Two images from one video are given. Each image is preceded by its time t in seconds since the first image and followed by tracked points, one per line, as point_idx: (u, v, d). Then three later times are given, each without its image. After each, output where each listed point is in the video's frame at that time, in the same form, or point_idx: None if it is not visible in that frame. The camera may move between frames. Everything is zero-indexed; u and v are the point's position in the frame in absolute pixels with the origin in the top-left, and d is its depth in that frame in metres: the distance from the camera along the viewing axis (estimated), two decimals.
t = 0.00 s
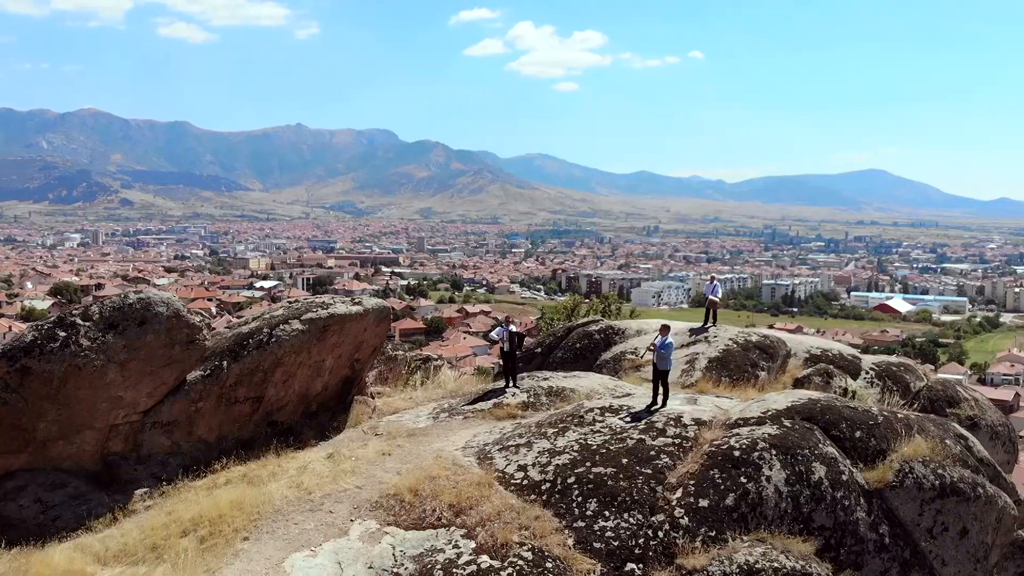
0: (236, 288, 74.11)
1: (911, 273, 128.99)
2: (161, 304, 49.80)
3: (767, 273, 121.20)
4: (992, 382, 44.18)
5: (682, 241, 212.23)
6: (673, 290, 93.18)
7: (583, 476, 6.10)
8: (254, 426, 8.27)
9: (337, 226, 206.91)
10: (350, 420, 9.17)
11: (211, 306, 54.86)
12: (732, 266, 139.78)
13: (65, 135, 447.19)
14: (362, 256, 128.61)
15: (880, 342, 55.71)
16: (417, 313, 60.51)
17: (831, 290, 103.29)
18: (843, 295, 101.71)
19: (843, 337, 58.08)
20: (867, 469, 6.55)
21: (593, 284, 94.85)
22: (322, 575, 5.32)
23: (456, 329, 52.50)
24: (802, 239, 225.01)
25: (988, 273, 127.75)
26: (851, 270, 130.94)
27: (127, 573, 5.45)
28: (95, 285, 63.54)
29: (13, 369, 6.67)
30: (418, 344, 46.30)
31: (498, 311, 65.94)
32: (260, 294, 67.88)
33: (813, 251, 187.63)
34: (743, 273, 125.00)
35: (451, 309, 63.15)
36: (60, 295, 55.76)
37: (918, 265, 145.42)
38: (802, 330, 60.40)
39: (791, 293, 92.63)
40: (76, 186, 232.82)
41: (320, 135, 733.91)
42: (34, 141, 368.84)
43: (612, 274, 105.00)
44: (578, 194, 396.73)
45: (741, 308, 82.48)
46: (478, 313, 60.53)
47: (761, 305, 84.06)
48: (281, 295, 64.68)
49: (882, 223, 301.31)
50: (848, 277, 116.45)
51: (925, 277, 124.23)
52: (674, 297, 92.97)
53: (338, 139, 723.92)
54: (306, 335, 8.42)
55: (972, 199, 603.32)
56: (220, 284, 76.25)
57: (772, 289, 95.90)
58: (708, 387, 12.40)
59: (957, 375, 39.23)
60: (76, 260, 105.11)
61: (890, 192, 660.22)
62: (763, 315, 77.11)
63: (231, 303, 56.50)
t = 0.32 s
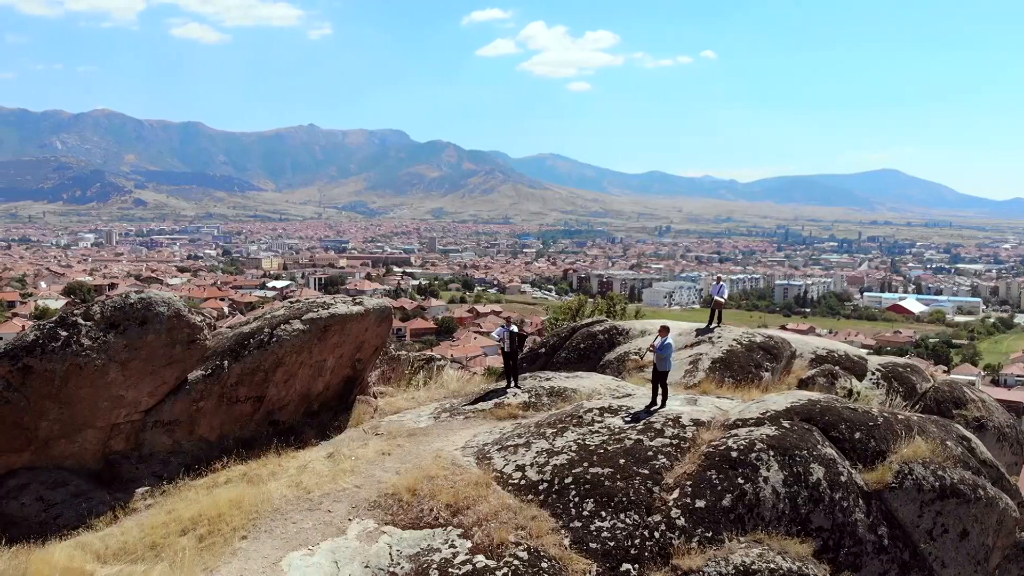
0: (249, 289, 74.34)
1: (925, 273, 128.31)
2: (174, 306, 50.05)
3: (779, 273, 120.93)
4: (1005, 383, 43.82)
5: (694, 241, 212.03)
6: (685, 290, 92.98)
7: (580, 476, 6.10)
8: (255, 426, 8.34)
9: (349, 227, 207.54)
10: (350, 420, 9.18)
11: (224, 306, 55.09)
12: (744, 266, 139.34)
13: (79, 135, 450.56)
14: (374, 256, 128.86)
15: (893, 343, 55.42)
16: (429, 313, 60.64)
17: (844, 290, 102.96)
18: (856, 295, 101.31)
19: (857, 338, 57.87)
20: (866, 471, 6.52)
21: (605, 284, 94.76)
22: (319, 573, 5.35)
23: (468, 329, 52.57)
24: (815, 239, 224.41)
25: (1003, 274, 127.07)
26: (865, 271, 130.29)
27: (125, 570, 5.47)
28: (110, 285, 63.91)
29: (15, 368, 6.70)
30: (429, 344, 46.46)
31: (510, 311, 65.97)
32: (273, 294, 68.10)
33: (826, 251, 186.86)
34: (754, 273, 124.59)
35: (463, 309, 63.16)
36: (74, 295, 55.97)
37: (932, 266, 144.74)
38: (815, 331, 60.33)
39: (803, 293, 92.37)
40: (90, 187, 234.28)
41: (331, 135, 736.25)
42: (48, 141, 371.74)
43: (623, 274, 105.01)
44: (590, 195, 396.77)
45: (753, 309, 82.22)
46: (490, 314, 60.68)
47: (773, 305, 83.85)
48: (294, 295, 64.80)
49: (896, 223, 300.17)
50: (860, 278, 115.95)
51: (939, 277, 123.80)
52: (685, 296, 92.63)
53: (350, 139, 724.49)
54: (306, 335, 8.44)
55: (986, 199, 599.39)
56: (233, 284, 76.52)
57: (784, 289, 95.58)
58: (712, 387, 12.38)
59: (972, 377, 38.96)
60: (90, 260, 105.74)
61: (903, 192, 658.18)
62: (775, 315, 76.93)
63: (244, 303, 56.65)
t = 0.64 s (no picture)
0: (262, 288, 74.64)
1: (939, 274, 127.43)
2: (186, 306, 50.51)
3: (793, 273, 120.39)
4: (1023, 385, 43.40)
5: (707, 241, 211.49)
6: (697, 289, 92.55)
7: (578, 476, 6.11)
8: (257, 425, 8.38)
9: (361, 227, 208.17)
10: (353, 419, 9.22)
11: (237, 306, 55.30)
12: (757, 267, 138.86)
13: (93, 135, 453.77)
14: (386, 256, 129.19)
15: (908, 344, 55.08)
16: (441, 313, 60.79)
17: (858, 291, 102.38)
18: (870, 295, 100.68)
19: (871, 338, 57.53)
20: (866, 472, 6.50)
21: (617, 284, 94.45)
22: (316, 572, 5.36)
23: (480, 329, 52.63)
24: (829, 238, 223.36)
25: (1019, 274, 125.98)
26: (879, 271, 129.46)
27: (125, 567, 5.49)
28: (125, 285, 64.21)
29: (18, 367, 6.74)
30: (441, 344, 46.58)
31: (523, 311, 65.96)
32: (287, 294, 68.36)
33: (840, 251, 185.72)
34: (767, 273, 124.08)
35: (475, 309, 63.17)
36: (89, 295, 56.27)
37: (947, 266, 143.81)
38: (830, 332, 60.04)
39: (816, 294, 91.87)
40: (105, 188, 235.75)
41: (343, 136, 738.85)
42: (63, 140, 374.80)
43: (635, 274, 104.87)
44: (603, 194, 396.31)
45: (766, 309, 81.84)
46: (502, 313, 60.72)
47: (786, 306, 83.47)
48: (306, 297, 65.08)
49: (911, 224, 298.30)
50: (875, 278, 115.19)
51: (954, 277, 122.90)
52: (697, 297, 92.29)
53: (362, 140, 725.06)
54: (307, 335, 8.48)
55: (1001, 199, 594.72)
56: (247, 284, 76.90)
57: (797, 290, 95.03)
58: (715, 387, 12.36)
59: (990, 379, 38.63)
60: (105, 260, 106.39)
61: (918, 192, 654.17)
62: (788, 316, 76.58)
63: (258, 303, 56.88)
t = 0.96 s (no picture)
0: (276, 289, 74.91)
1: (954, 274, 126.59)
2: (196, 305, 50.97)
3: (807, 274, 119.70)
4: None
5: (721, 241, 210.71)
6: (710, 289, 92.24)
7: (576, 476, 6.11)
8: (259, 424, 8.42)
9: (374, 227, 208.65)
10: (356, 418, 9.29)
11: (251, 306, 55.62)
12: (771, 267, 138.35)
13: (109, 137, 456.94)
14: (399, 256, 129.51)
15: (922, 344, 54.71)
16: (453, 313, 60.92)
17: (872, 291, 101.73)
18: (885, 296, 100.08)
19: (886, 339, 57.21)
20: (865, 473, 6.47)
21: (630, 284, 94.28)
22: (315, 570, 5.38)
23: (492, 328, 52.68)
24: (843, 239, 222.17)
25: None
26: (893, 271, 128.72)
27: (125, 565, 5.52)
28: (140, 285, 64.61)
29: (21, 364, 6.79)
30: (453, 343, 46.73)
31: (536, 311, 66.01)
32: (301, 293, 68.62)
33: (854, 251, 184.75)
34: (781, 273, 123.63)
35: (488, 309, 63.20)
36: (103, 294, 56.54)
37: (962, 267, 142.58)
38: (844, 333, 59.78)
39: (830, 295, 91.39)
40: (120, 188, 237.24)
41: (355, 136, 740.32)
42: (79, 141, 377.82)
43: (648, 274, 104.73)
44: (615, 194, 395.59)
45: (779, 310, 81.48)
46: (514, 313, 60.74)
47: (800, 306, 83.11)
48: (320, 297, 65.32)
49: (927, 224, 295.98)
50: (889, 279, 114.51)
51: (969, 278, 121.93)
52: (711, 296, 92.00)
53: (376, 140, 727.79)
54: (309, 335, 8.52)
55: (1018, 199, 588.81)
56: (261, 284, 77.27)
57: (811, 290, 94.52)
58: (719, 388, 12.31)
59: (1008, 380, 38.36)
60: (120, 260, 107.01)
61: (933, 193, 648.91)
62: (802, 316, 76.27)
63: (273, 302, 57.14)
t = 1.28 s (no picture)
0: (290, 289, 75.21)
1: (971, 275, 125.39)
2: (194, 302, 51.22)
3: (822, 275, 118.94)
4: None
5: (736, 241, 209.79)
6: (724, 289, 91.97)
7: (575, 476, 6.11)
8: (262, 423, 8.49)
9: (388, 227, 209.07)
10: (359, 418, 9.35)
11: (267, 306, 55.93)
12: (786, 267, 137.84)
13: (125, 138, 460.24)
14: (413, 256, 129.77)
15: (938, 346, 54.34)
16: (466, 313, 61.10)
17: (887, 292, 101.03)
18: (900, 296, 99.41)
19: (900, 339, 56.87)
20: (867, 473, 6.44)
21: (643, 284, 93.92)
22: (314, 569, 5.41)
23: (505, 328, 52.78)
24: (859, 239, 220.75)
25: None
26: (910, 272, 127.67)
27: (127, 562, 5.58)
28: (157, 285, 65.00)
29: (25, 364, 6.85)
30: (467, 343, 46.90)
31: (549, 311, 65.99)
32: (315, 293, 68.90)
33: (870, 251, 183.46)
34: (796, 273, 122.95)
35: (502, 309, 63.18)
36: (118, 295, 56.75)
37: (979, 267, 141.35)
38: (860, 334, 59.48)
39: (845, 295, 90.71)
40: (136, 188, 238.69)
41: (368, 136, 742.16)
42: (95, 142, 380.41)
43: (661, 275, 104.58)
44: (628, 194, 394.48)
45: (794, 310, 80.97)
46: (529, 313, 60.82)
47: (814, 307, 82.71)
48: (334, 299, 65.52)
49: (944, 224, 293.30)
50: (905, 279, 113.51)
51: (986, 279, 120.82)
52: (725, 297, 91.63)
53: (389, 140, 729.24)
54: (312, 334, 8.55)
55: None
56: (275, 284, 77.63)
57: (826, 291, 93.74)
58: (725, 389, 12.27)
59: None
60: (136, 260, 107.73)
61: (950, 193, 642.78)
62: (816, 317, 75.75)
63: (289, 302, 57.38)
